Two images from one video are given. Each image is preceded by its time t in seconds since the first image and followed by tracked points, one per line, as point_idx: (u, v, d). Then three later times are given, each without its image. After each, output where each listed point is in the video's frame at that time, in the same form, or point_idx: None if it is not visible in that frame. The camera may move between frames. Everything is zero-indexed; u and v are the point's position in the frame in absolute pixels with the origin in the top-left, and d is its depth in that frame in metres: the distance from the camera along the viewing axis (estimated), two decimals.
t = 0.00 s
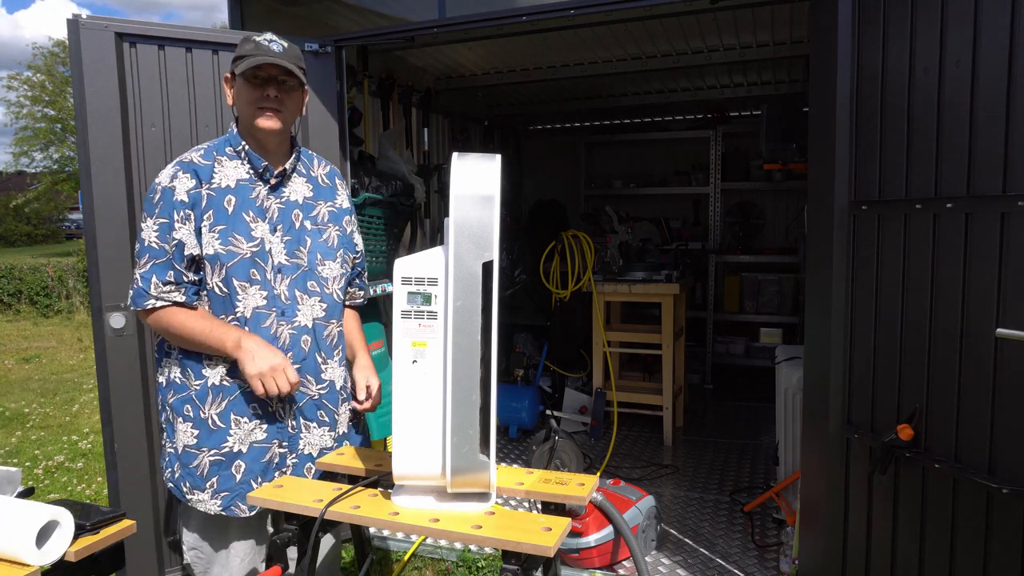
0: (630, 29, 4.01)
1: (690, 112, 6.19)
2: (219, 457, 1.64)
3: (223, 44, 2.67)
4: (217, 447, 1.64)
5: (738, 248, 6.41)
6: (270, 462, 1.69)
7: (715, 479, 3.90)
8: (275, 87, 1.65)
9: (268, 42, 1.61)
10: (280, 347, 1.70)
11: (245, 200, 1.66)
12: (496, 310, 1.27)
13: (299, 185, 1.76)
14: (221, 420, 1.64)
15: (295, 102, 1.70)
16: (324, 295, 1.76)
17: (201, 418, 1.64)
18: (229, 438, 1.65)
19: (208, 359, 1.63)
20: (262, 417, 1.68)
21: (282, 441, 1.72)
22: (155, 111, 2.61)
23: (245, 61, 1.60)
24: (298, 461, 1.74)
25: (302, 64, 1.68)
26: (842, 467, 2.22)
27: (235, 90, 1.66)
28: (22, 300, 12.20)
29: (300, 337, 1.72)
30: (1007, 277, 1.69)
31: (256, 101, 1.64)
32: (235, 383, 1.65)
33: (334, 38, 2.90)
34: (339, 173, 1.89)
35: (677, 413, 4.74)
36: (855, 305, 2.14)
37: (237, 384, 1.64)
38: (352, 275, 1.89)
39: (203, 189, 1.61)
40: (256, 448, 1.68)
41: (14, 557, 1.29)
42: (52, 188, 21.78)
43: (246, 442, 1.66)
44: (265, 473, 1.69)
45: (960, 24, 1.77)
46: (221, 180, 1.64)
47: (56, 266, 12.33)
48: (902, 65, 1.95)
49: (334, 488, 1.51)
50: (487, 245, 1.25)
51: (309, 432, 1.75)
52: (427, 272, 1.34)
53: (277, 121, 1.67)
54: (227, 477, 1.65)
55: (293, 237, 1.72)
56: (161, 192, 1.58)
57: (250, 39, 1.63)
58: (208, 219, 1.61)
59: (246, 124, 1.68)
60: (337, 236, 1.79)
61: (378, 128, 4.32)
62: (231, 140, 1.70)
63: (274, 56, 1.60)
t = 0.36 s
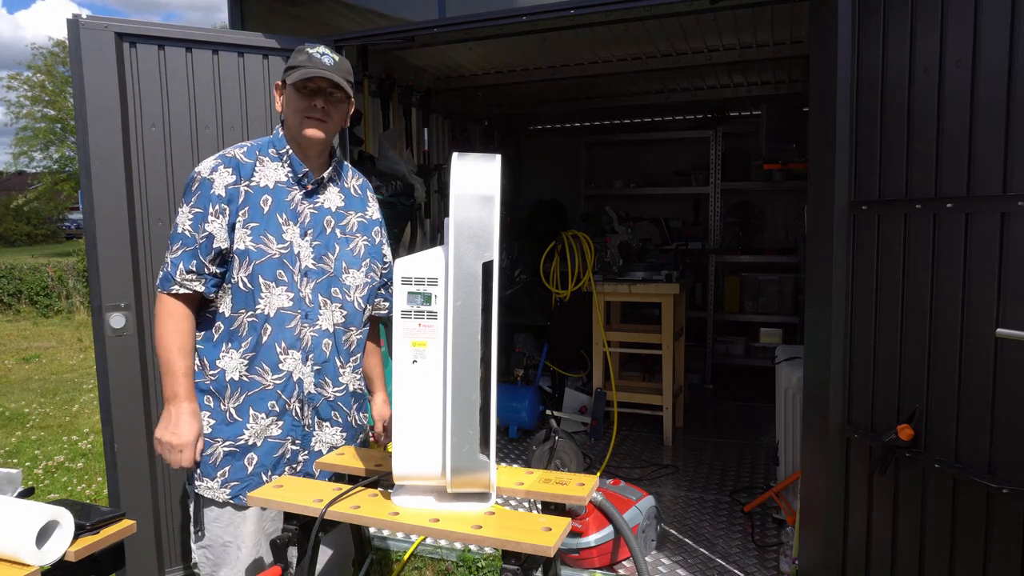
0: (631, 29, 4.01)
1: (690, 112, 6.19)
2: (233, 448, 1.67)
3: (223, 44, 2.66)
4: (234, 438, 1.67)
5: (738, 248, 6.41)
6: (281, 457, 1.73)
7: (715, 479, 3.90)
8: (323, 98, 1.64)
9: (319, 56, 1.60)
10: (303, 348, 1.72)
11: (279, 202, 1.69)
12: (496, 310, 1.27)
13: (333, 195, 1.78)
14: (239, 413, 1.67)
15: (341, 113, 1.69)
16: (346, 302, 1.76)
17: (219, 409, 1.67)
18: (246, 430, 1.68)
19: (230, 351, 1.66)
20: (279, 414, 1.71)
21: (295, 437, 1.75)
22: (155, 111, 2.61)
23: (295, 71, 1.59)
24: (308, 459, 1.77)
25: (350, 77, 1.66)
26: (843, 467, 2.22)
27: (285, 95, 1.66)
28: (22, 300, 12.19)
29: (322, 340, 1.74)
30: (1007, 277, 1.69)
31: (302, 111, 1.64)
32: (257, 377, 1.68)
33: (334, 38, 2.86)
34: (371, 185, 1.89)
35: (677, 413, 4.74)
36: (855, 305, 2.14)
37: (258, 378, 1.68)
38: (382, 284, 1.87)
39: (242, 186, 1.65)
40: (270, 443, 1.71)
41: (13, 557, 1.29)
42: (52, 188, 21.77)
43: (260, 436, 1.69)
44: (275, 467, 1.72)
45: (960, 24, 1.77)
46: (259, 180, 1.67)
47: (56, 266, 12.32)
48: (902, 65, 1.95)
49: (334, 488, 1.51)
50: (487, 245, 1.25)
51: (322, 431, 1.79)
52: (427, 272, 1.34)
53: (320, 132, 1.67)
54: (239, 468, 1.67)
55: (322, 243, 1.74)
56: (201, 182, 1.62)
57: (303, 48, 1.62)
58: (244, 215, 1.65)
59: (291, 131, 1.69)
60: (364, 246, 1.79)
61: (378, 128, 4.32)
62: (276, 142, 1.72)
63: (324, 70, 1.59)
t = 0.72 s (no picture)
0: (631, 29, 4.01)
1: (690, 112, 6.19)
2: (243, 447, 1.68)
3: (223, 44, 2.66)
4: (244, 437, 1.68)
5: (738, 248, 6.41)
6: (290, 456, 1.73)
7: (715, 479, 3.90)
8: (328, 99, 1.64)
9: (324, 57, 1.60)
10: (311, 347, 1.72)
11: (285, 202, 1.69)
12: (496, 310, 1.27)
13: (337, 196, 1.78)
14: (248, 412, 1.68)
15: (346, 115, 1.69)
16: (350, 301, 1.77)
17: (227, 409, 1.67)
18: (255, 429, 1.69)
19: (238, 350, 1.67)
20: (287, 412, 1.71)
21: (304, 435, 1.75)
22: (155, 111, 2.61)
23: (300, 73, 1.59)
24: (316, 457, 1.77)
25: (355, 79, 1.66)
26: (842, 467, 2.22)
27: (291, 97, 1.67)
28: (22, 300, 12.19)
29: (328, 338, 1.74)
30: (1007, 277, 1.69)
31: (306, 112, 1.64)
32: (265, 375, 1.68)
33: (334, 38, 2.87)
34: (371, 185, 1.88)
35: (677, 413, 4.74)
36: (855, 305, 2.14)
37: (266, 376, 1.68)
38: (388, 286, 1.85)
39: (248, 185, 1.66)
40: (280, 441, 1.71)
41: (13, 556, 1.29)
42: (52, 188, 21.78)
43: (270, 434, 1.70)
44: (285, 466, 1.73)
45: (960, 25, 1.77)
46: (265, 180, 1.68)
47: (56, 266, 12.33)
48: (902, 65, 1.95)
49: (333, 488, 1.51)
50: (487, 245, 1.25)
51: (330, 430, 1.79)
52: (427, 272, 1.34)
53: (324, 132, 1.66)
54: (250, 467, 1.68)
55: (327, 243, 1.74)
56: (207, 182, 1.63)
57: (309, 50, 1.62)
58: (250, 215, 1.65)
59: (296, 132, 1.69)
60: (367, 246, 1.79)
61: (378, 128, 4.33)
62: (280, 142, 1.72)
63: (328, 72, 1.59)
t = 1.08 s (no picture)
0: (631, 29, 4.01)
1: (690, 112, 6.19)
2: (260, 451, 1.68)
3: (223, 44, 2.66)
4: (259, 441, 1.68)
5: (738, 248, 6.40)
6: (307, 453, 1.74)
7: (715, 479, 3.90)
8: (303, 96, 1.67)
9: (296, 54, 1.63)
10: (313, 343, 1.73)
11: (273, 202, 1.70)
12: (497, 310, 1.27)
13: (320, 191, 1.79)
14: (260, 415, 1.68)
15: (322, 110, 1.72)
16: (347, 294, 1.78)
17: (237, 415, 1.67)
18: (270, 432, 1.69)
19: (239, 355, 1.66)
20: (299, 410, 1.72)
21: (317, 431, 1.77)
22: (155, 111, 2.61)
23: (273, 71, 1.63)
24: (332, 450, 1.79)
25: (329, 74, 1.69)
26: (842, 466, 2.22)
27: (265, 96, 1.70)
28: (22, 300, 12.18)
29: (328, 333, 1.75)
30: (1007, 277, 1.69)
31: (282, 109, 1.67)
32: (270, 377, 1.68)
33: (334, 38, 2.87)
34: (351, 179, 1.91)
35: (678, 413, 4.74)
36: (855, 305, 2.14)
37: (272, 378, 1.68)
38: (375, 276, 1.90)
39: (236, 187, 1.65)
40: (294, 440, 1.72)
41: (13, 556, 1.29)
42: (52, 188, 21.78)
43: (284, 435, 1.70)
44: (304, 463, 1.74)
45: (960, 25, 1.77)
46: (251, 181, 1.67)
47: (56, 266, 12.34)
48: (902, 65, 1.95)
49: (333, 488, 1.51)
50: (487, 245, 1.25)
51: (343, 423, 1.80)
52: (427, 272, 1.34)
53: (302, 129, 1.70)
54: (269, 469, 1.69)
55: (316, 239, 1.76)
56: (192, 188, 1.60)
57: (282, 48, 1.66)
58: (240, 217, 1.65)
59: (274, 130, 1.72)
60: (356, 238, 1.82)
61: (378, 128, 4.32)
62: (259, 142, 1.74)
63: (301, 68, 1.62)
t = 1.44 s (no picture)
0: (631, 29, 4.01)
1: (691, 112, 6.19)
2: (257, 448, 1.68)
3: (223, 44, 2.66)
4: (256, 439, 1.68)
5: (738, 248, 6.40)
6: (306, 449, 1.74)
7: (715, 480, 3.90)
8: (274, 90, 1.70)
9: (264, 48, 1.66)
10: (305, 338, 1.72)
11: (252, 198, 1.69)
12: (496, 309, 1.27)
13: (301, 185, 1.80)
14: (256, 413, 1.67)
15: (295, 103, 1.75)
16: (339, 287, 1.80)
17: (234, 414, 1.66)
18: (266, 429, 1.68)
19: (229, 354, 1.65)
20: (296, 406, 1.71)
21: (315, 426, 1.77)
22: (155, 111, 2.61)
23: (242, 67, 1.66)
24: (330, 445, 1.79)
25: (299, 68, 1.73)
26: (843, 466, 2.22)
27: (236, 94, 1.73)
28: (22, 300, 12.17)
29: (322, 327, 1.75)
30: (1007, 277, 1.69)
31: (254, 104, 1.70)
32: (266, 374, 1.67)
33: (334, 38, 2.87)
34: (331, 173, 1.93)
35: (677, 413, 4.74)
36: (855, 305, 2.14)
37: (268, 375, 1.67)
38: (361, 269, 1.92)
39: (211, 187, 1.66)
40: (293, 436, 1.72)
41: (14, 556, 1.29)
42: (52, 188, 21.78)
43: (283, 431, 1.70)
44: (303, 460, 1.74)
45: (960, 24, 1.77)
46: (228, 180, 1.68)
47: (56, 266, 12.33)
48: (902, 65, 1.94)
49: (334, 488, 1.51)
50: (487, 244, 1.25)
51: (338, 418, 1.81)
52: (427, 272, 1.34)
53: (276, 122, 1.72)
54: (268, 466, 1.70)
55: (302, 233, 1.76)
56: (168, 192, 1.62)
57: (249, 45, 1.69)
58: (218, 216, 1.65)
59: (247, 127, 1.73)
60: (342, 230, 1.84)
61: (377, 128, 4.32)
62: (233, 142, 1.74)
63: (270, 61, 1.65)
